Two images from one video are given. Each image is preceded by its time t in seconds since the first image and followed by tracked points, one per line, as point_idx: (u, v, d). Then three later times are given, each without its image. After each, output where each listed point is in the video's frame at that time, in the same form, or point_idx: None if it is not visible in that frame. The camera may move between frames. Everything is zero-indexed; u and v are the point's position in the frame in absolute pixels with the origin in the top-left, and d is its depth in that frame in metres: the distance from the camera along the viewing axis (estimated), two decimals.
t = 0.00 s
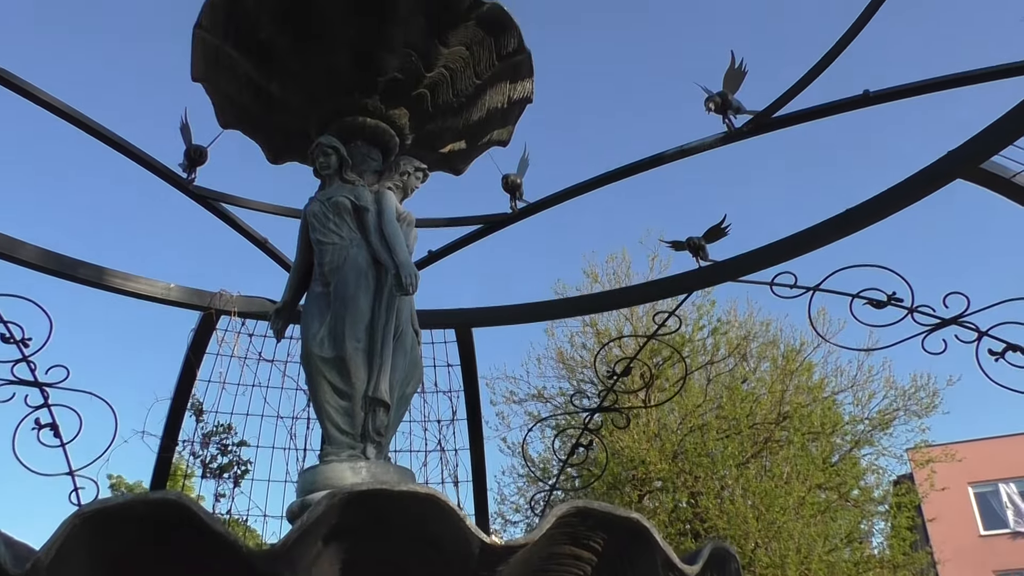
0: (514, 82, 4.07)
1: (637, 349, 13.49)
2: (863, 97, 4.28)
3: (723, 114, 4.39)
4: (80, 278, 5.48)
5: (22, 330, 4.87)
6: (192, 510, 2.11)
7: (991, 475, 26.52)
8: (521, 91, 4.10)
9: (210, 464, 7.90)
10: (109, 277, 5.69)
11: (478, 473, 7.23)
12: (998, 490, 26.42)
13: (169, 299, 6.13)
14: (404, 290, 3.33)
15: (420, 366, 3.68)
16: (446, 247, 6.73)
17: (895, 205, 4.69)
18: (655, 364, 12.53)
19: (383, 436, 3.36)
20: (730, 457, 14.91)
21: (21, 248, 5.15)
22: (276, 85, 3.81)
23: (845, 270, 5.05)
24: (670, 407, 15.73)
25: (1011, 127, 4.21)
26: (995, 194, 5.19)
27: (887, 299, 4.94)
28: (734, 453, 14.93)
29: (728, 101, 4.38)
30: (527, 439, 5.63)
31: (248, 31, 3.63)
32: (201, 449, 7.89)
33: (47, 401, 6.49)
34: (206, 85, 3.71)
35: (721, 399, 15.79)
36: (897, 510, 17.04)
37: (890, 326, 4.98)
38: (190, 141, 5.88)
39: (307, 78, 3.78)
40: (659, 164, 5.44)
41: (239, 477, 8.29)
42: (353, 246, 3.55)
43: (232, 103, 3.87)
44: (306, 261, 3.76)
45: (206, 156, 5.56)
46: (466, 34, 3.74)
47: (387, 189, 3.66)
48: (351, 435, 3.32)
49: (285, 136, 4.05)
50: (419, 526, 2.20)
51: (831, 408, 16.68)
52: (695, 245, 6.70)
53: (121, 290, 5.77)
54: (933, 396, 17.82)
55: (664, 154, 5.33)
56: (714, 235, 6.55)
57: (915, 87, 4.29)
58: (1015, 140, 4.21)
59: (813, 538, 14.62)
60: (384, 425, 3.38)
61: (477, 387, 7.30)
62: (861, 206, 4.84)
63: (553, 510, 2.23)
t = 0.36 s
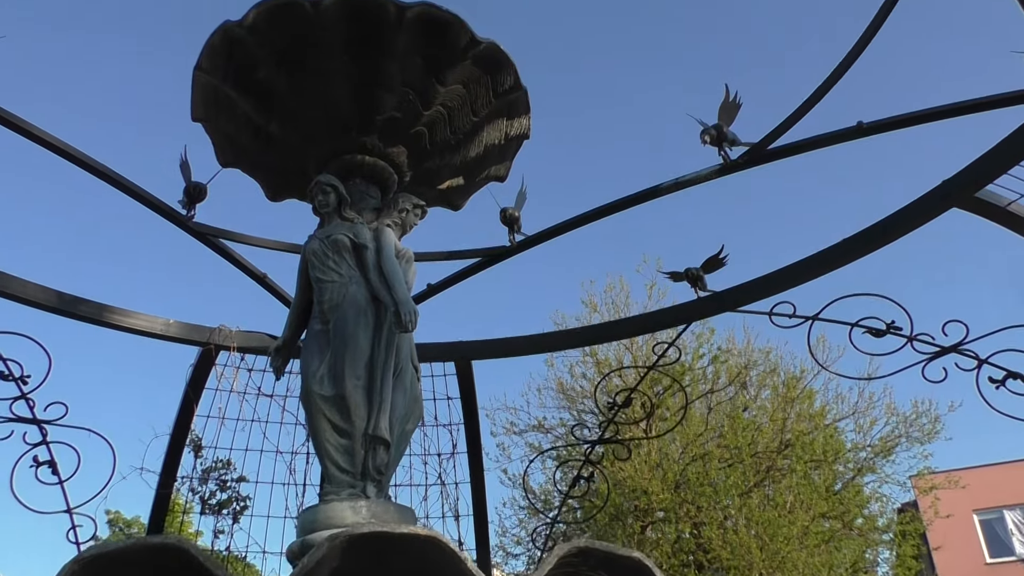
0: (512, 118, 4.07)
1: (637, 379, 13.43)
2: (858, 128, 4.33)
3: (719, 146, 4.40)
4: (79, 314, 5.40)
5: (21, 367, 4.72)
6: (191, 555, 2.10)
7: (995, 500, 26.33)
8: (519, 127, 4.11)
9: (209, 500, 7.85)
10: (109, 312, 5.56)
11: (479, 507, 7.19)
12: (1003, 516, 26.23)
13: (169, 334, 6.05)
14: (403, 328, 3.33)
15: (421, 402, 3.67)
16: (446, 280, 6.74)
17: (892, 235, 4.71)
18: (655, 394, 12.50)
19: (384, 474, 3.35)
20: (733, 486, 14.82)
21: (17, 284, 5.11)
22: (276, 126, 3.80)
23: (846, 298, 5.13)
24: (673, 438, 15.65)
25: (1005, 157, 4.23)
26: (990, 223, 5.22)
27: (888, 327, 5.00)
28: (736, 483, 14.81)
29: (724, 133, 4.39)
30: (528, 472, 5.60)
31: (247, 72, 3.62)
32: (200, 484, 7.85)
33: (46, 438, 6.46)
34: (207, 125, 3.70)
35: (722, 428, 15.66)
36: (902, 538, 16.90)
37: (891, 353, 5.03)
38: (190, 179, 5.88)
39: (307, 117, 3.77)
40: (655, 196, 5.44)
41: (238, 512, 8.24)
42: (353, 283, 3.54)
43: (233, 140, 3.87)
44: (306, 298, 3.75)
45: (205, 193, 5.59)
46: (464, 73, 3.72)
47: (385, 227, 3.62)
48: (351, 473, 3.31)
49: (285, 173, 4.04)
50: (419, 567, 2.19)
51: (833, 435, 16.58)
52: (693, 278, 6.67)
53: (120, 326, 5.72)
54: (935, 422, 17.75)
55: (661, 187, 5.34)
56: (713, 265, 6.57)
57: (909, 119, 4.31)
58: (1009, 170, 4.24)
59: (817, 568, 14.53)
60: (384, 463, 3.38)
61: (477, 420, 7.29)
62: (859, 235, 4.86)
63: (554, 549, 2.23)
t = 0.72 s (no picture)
0: (512, 159, 3.92)
1: (638, 415, 13.35)
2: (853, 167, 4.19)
3: (717, 186, 4.17)
4: (76, 347, 4.64)
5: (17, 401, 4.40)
6: None
7: (998, 536, 26.11)
8: (519, 168, 3.95)
9: (206, 536, 7.78)
10: (108, 347, 4.82)
11: (478, 544, 7.14)
12: (1006, 551, 25.99)
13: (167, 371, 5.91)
14: (403, 369, 3.35)
15: (420, 442, 3.67)
16: (445, 315, 6.76)
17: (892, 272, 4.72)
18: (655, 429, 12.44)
19: (383, 515, 3.35)
20: (734, 522, 14.68)
21: (5, 314, 4.36)
22: (279, 165, 3.72)
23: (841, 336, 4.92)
24: (674, 474, 15.54)
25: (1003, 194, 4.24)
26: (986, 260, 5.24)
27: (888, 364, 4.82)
28: (737, 518, 14.65)
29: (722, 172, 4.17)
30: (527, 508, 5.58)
31: (250, 113, 3.55)
32: (197, 520, 7.78)
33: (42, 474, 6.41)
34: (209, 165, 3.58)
35: (722, 463, 15.54)
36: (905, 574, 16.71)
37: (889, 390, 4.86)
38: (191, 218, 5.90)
39: (309, 156, 3.70)
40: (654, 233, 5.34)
41: (235, 549, 8.16)
42: (353, 323, 3.53)
43: (235, 181, 3.77)
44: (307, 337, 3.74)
45: (204, 229, 5.61)
46: (465, 114, 3.61)
47: (387, 267, 3.60)
48: (350, 514, 3.31)
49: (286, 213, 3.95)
50: None
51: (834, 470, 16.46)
52: (690, 308, 6.80)
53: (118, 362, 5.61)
54: (936, 457, 17.66)
55: (660, 224, 5.21)
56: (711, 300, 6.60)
57: (904, 158, 4.32)
58: (1005, 208, 4.27)
59: None
60: (383, 504, 3.37)
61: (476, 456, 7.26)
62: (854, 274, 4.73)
63: None
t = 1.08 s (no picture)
0: (510, 192, 3.90)
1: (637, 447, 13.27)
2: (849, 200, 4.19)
3: (714, 218, 4.17)
4: (72, 382, 4.61)
5: (14, 437, 4.81)
6: None
7: (1002, 569, 25.83)
8: (517, 201, 3.91)
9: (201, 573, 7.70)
10: (104, 382, 4.78)
11: None
12: None
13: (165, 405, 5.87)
14: (402, 403, 3.34)
15: (419, 477, 3.65)
16: (444, 348, 6.75)
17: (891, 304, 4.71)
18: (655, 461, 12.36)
19: (381, 550, 3.32)
20: (734, 555, 14.39)
21: None
22: (278, 201, 3.68)
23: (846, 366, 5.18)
24: (674, 507, 15.44)
25: (999, 225, 4.26)
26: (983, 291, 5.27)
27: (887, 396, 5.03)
28: (739, 552, 14.46)
29: (718, 204, 4.16)
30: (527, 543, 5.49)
31: (249, 149, 3.52)
32: (193, 556, 7.71)
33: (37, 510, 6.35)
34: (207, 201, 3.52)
35: (723, 496, 15.57)
36: None
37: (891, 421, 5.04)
38: (191, 252, 5.90)
39: (308, 193, 3.67)
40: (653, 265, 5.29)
41: None
42: (351, 357, 3.51)
43: (233, 218, 3.72)
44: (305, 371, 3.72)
45: (204, 262, 5.59)
46: (463, 148, 3.61)
47: (385, 300, 3.58)
48: (349, 550, 3.27)
49: (284, 250, 3.88)
50: None
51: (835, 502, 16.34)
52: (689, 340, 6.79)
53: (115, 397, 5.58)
54: (937, 489, 17.55)
55: (658, 256, 5.16)
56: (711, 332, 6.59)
57: (900, 190, 4.34)
58: (1001, 238, 4.29)
59: None
60: (382, 540, 3.34)
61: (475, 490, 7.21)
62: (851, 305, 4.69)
63: None
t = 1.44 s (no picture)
0: (507, 220, 3.90)
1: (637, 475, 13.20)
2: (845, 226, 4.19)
3: (712, 245, 4.17)
4: (70, 413, 4.58)
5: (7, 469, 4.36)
6: None
7: None
8: (513, 229, 3.91)
9: None
10: (101, 412, 4.74)
11: None
12: None
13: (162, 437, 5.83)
14: (400, 432, 3.34)
15: (417, 507, 3.62)
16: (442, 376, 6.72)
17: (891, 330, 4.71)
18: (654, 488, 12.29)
19: None
20: None
21: None
22: (275, 230, 3.68)
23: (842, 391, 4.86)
24: (674, 535, 15.31)
25: (996, 251, 4.27)
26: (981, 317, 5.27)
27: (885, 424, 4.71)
28: None
29: (715, 232, 4.17)
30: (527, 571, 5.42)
31: (246, 179, 3.53)
32: None
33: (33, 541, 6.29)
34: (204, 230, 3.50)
35: (724, 523, 15.47)
36: None
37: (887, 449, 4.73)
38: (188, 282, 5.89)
39: (306, 222, 3.66)
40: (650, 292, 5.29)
41: None
42: (349, 386, 3.50)
43: (230, 246, 3.71)
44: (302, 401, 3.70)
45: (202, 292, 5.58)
46: (459, 177, 3.62)
47: (382, 329, 3.57)
48: None
49: (282, 279, 3.87)
50: None
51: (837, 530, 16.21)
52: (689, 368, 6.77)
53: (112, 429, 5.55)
54: (939, 517, 17.42)
55: (656, 283, 5.16)
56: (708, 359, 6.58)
57: (896, 216, 4.35)
58: (998, 265, 4.30)
59: None
60: (380, 569, 3.31)
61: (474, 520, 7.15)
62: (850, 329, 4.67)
63: None
